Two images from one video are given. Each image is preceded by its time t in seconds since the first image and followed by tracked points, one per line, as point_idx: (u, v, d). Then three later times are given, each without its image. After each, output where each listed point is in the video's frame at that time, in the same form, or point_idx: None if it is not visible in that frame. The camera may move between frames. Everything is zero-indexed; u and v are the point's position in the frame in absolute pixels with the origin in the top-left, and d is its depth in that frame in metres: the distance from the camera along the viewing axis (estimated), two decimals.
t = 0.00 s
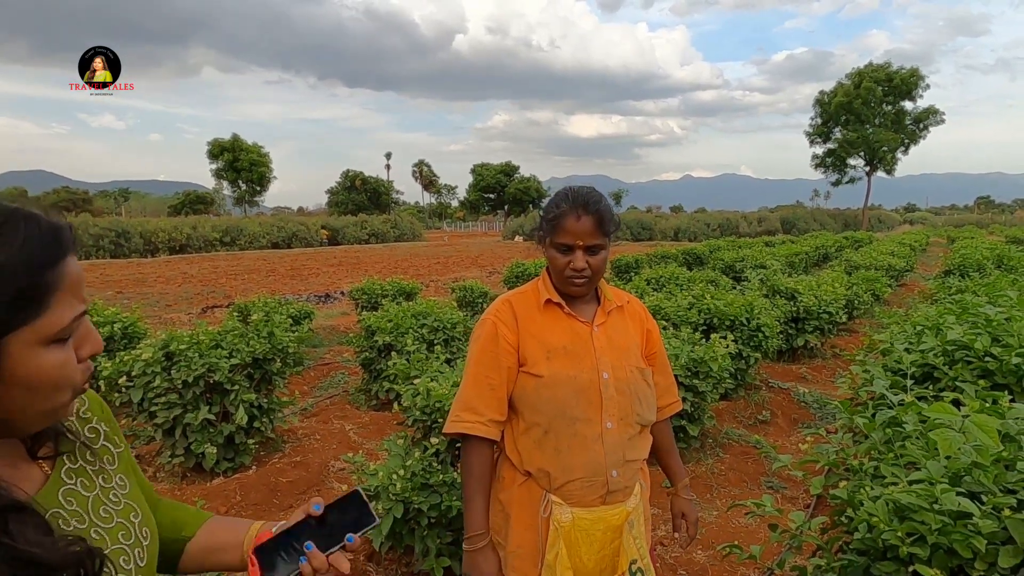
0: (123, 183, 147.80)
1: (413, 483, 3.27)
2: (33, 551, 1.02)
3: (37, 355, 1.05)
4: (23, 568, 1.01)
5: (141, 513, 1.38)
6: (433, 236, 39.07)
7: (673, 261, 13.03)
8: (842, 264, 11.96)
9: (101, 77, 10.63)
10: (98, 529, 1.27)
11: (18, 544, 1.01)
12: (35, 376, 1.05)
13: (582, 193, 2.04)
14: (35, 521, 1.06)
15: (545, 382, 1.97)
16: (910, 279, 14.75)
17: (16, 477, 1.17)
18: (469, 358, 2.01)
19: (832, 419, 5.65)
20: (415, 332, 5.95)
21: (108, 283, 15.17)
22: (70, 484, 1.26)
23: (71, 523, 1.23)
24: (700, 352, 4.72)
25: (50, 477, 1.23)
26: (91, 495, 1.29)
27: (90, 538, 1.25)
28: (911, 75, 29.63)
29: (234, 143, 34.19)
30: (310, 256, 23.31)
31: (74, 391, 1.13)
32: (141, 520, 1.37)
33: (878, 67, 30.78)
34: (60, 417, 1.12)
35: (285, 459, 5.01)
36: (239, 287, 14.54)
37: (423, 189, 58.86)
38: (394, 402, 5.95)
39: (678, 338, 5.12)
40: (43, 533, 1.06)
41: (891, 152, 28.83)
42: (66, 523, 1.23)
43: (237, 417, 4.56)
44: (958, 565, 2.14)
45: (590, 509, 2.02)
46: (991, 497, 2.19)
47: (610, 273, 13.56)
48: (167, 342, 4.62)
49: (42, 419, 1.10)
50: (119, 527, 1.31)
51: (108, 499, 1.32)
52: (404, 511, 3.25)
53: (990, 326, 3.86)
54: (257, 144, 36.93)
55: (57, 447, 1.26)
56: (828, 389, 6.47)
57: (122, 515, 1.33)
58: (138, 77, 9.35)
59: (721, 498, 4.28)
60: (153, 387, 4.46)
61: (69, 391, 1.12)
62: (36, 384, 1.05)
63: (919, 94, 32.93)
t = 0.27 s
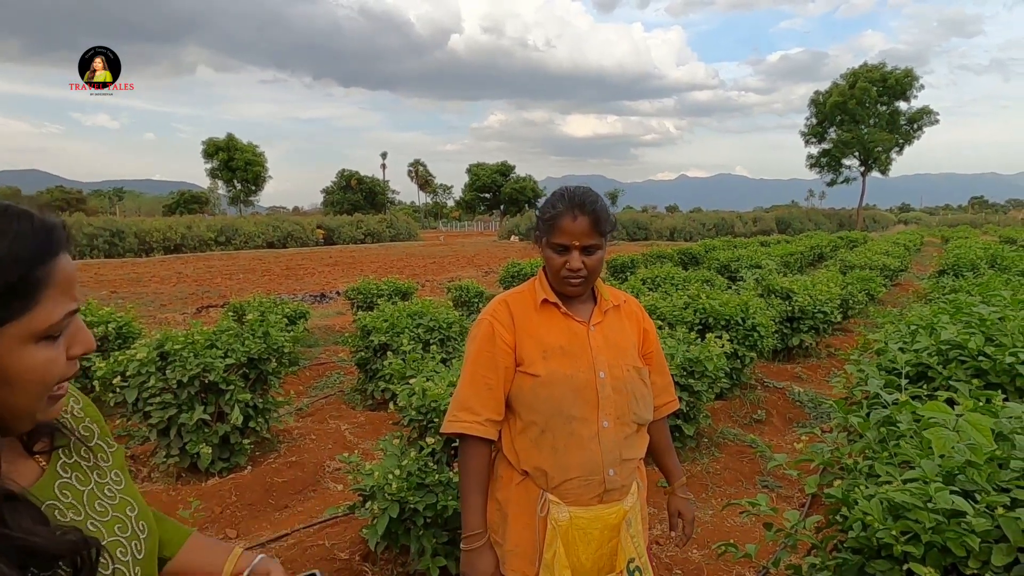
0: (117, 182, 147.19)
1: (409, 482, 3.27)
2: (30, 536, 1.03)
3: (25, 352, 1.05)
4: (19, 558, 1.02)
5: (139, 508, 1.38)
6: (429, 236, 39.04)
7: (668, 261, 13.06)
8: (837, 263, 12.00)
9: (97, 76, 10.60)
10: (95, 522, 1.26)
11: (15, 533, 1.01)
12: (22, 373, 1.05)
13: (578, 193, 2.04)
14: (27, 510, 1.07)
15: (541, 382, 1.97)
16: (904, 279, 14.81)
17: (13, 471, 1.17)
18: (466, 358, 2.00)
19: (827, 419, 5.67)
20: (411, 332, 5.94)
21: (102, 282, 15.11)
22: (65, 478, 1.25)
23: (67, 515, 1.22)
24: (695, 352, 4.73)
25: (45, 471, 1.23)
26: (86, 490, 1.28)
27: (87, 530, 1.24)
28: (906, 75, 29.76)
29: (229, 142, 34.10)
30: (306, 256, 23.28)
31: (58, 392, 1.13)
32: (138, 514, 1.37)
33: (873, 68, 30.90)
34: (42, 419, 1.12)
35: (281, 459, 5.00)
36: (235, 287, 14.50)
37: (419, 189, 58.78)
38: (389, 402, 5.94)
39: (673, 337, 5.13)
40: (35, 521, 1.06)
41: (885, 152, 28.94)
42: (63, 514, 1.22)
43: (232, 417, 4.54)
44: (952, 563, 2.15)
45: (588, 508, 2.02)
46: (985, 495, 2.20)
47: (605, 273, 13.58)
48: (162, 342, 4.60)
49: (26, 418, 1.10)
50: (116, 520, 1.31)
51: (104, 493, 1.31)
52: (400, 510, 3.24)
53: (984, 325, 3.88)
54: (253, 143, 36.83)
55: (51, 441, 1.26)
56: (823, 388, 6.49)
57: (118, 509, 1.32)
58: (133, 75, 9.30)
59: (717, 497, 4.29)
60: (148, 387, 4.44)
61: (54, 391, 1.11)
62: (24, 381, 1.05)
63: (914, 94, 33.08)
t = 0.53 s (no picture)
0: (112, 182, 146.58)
1: (406, 482, 3.26)
2: (30, 528, 1.02)
3: (8, 336, 1.05)
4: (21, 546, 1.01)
5: (139, 508, 1.38)
6: (426, 236, 39.01)
7: (665, 260, 13.08)
8: (832, 262, 12.03)
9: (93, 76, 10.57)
10: (101, 521, 1.26)
11: (17, 524, 1.01)
12: (13, 359, 1.05)
13: (575, 193, 2.04)
14: (30, 506, 1.07)
15: (539, 381, 1.97)
16: (900, 277, 14.85)
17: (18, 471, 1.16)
18: (463, 357, 2.00)
19: (823, 417, 5.69)
20: (408, 331, 5.93)
21: (98, 283, 15.07)
22: (69, 478, 1.24)
23: (71, 514, 1.22)
24: (692, 351, 4.73)
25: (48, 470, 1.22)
26: (89, 489, 1.27)
27: (91, 529, 1.24)
28: (901, 74, 29.85)
29: (225, 142, 34.01)
30: (302, 256, 23.26)
31: (54, 375, 1.12)
32: (139, 514, 1.37)
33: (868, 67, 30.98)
34: (43, 403, 1.11)
35: (277, 459, 4.99)
36: (231, 287, 14.47)
37: (415, 188, 58.72)
38: (386, 402, 5.93)
39: (670, 336, 5.14)
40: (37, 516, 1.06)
41: (880, 152, 29.03)
42: (68, 513, 1.21)
43: (228, 417, 4.53)
44: (947, 561, 2.16)
45: (584, 506, 2.02)
46: (980, 493, 2.21)
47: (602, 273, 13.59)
48: (158, 342, 4.58)
49: (24, 405, 1.09)
50: (119, 520, 1.31)
51: (106, 493, 1.31)
52: (397, 510, 3.24)
53: (979, 323, 3.89)
54: (248, 143, 36.74)
55: (53, 441, 1.25)
56: (819, 387, 6.51)
57: (120, 509, 1.32)
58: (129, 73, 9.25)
59: (714, 496, 4.30)
60: (144, 388, 4.43)
61: (48, 374, 1.11)
62: (13, 365, 1.05)
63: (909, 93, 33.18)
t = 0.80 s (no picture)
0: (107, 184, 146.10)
1: (400, 486, 3.25)
2: (21, 529, 1.02)
3: None
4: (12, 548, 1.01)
5: (129, 509, 1.37)
6: (422, 238, 38.99)
7: (660, 263, 13.11)
8: (827, 265, 12.07)
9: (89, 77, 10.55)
10: (90, 521, 1.25)
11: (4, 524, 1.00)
12: None
13: (570, 196, 2.04)
14: (19, 505, 1.07)
15: (533, 382, 1.97)
16: (894, 280, 14.92)
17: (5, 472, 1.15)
18: (458, 358, 2.00)
19: (818, 420, 5.70)
20: (403, 334, 5.92)
21: (91, 285, 15.01)
22: (57, 480, 1.23)
23: (61, 515, 1.21)
24: (687, 353, 4.74)
25: (36, 473, 1.21)
26: (78, 491, 1.27)
27: (81, 530, 1.23)
28: (895, 77, 30.00)
29: (220, 144, 33.94)
30: (298, 258, 23.22)
31: (41, 380, 1.11)
32: (129, 516, 1.36)
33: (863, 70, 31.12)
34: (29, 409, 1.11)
35: (272, 463, 4.97)
36: (226, 290, 14.43)
37: (411, 191, 58.71)
38: (381, 405, 5.92)
39: (665, 339, 5.14)
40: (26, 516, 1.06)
41: (875, 154, 29.16)
42: (58, 515, 1.20)
43: (223, 421, 4.51)
44: (940, 563, 2.16)
45: (578, 508, 2.02)
46: (973, 496, 2.22)
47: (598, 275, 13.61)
48: (151, 345, 4.56)
49: (11, 411, 1.09)
50: (110, 520, 1.30)
51: (96, 495, 1.30)
52: (391, 514, 3.23)
53: (972, 326, 3.91)
54: (244, 145, 36.66)
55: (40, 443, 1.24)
56: (813, 389, 6.52)
57: (110, 510, 1.32)
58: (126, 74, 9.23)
59: (708, 498, 4.30)
60: (137, 391, 4.41)
61: (36, 379, 1.10)
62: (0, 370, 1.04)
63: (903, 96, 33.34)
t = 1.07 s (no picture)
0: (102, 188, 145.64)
1: (394, 491, 3.24)
2: None
3: None
4: None
5: (118, 518, 1.36)
6: (417, 242, 39.00)
7: (655, 267, 13.13)
8: (821, 268, 12.11)
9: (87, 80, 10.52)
10: (74, 530, 1.23)
11: None
12: None
13: (563, 198, 2.04)
14: None
15: (528, 386, 1.96)
16: (887, 283, 14.98)
17: None
18: (452, 362, 1.99)
19: (813, 423, 5.71)
20: (397, 338, 5.91)
21: (84, 290, 14.94)
22: (42, 488, 1.23)
23: (44, 524, 1.20)
24: (681, 357, 4.74)
25: (20, 480, 1.21)
26: (64, 499, 1.26)
27: (65, 539, 1.22)
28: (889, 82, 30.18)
29: (215, 148, 33.87)
30: (293, 262, 23.17)
31: (26, 386, 1.10)
32: (117, 524, 1.34)
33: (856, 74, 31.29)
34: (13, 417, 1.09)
35: (266, 468, 4.95)
36: (220, 294, 14.38)
37: (407, 194, 58.66)
38: (376, 409, 5.91)
39: (660, 342, 5.15)
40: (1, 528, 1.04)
41: (868, 158, 29.29)
42: (40, 524, 1.19)
43: (216, 426, 4.49)
44: (934, 566, 2.16)
45: (572, 512, 2.01)
46: (966, 499, 2.22)
47: (593, 279, 13.63)
48: (145, 350, 4.54)
49: None
50: (95, 529, 1.28)
51: (81, 503, 1.29)
52: (385, 519, 3.22)
53: (964, 329, 3.92)
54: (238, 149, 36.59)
55: (26, 451, 1.23)
56: (808, 393, 6.53)
57: (98, 518, 1.30)
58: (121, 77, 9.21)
59: (703, 502, 4.30)
60: (130, 397, 4.39)
61: (20, 386, 1.09)
62: None
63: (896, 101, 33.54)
